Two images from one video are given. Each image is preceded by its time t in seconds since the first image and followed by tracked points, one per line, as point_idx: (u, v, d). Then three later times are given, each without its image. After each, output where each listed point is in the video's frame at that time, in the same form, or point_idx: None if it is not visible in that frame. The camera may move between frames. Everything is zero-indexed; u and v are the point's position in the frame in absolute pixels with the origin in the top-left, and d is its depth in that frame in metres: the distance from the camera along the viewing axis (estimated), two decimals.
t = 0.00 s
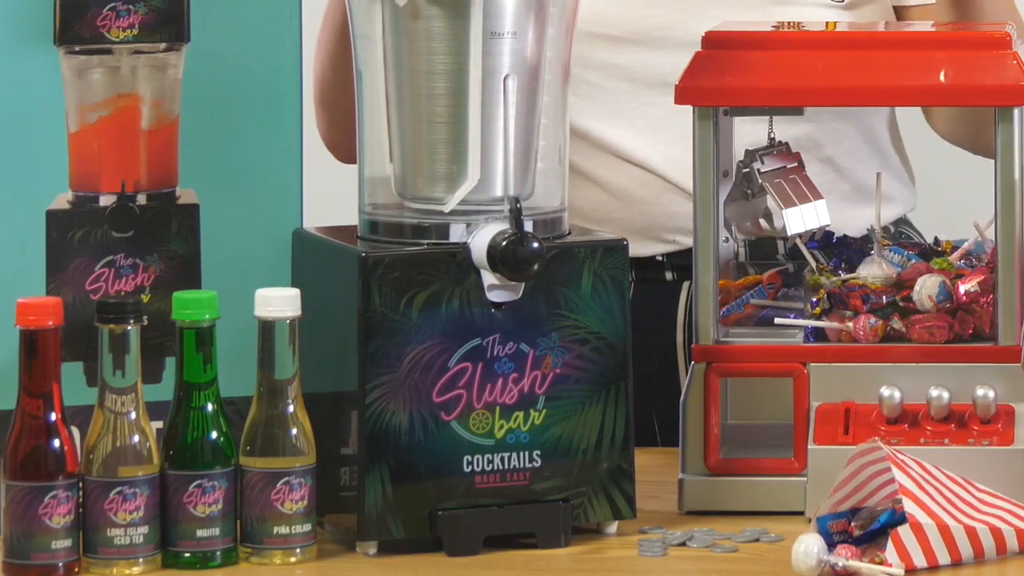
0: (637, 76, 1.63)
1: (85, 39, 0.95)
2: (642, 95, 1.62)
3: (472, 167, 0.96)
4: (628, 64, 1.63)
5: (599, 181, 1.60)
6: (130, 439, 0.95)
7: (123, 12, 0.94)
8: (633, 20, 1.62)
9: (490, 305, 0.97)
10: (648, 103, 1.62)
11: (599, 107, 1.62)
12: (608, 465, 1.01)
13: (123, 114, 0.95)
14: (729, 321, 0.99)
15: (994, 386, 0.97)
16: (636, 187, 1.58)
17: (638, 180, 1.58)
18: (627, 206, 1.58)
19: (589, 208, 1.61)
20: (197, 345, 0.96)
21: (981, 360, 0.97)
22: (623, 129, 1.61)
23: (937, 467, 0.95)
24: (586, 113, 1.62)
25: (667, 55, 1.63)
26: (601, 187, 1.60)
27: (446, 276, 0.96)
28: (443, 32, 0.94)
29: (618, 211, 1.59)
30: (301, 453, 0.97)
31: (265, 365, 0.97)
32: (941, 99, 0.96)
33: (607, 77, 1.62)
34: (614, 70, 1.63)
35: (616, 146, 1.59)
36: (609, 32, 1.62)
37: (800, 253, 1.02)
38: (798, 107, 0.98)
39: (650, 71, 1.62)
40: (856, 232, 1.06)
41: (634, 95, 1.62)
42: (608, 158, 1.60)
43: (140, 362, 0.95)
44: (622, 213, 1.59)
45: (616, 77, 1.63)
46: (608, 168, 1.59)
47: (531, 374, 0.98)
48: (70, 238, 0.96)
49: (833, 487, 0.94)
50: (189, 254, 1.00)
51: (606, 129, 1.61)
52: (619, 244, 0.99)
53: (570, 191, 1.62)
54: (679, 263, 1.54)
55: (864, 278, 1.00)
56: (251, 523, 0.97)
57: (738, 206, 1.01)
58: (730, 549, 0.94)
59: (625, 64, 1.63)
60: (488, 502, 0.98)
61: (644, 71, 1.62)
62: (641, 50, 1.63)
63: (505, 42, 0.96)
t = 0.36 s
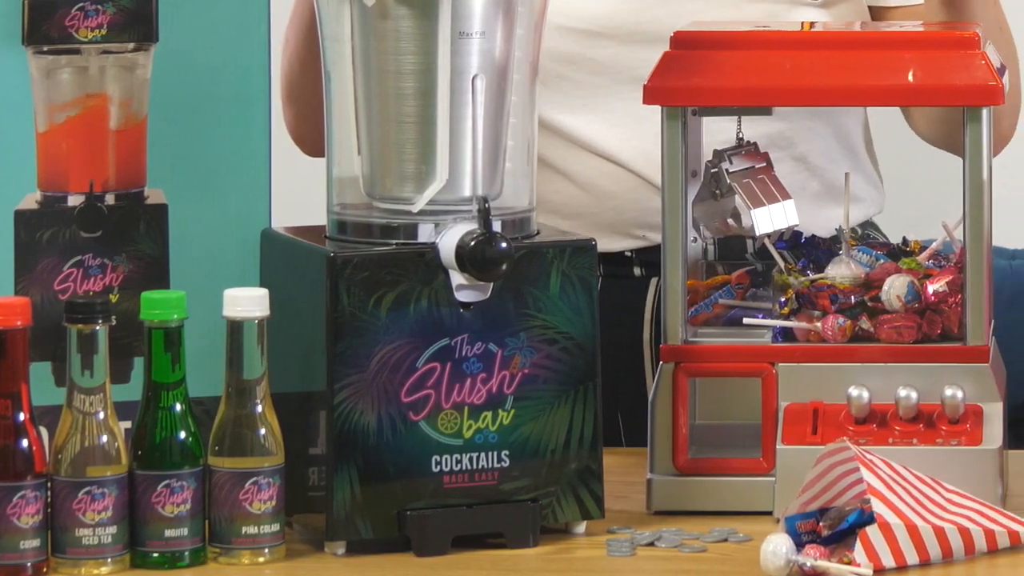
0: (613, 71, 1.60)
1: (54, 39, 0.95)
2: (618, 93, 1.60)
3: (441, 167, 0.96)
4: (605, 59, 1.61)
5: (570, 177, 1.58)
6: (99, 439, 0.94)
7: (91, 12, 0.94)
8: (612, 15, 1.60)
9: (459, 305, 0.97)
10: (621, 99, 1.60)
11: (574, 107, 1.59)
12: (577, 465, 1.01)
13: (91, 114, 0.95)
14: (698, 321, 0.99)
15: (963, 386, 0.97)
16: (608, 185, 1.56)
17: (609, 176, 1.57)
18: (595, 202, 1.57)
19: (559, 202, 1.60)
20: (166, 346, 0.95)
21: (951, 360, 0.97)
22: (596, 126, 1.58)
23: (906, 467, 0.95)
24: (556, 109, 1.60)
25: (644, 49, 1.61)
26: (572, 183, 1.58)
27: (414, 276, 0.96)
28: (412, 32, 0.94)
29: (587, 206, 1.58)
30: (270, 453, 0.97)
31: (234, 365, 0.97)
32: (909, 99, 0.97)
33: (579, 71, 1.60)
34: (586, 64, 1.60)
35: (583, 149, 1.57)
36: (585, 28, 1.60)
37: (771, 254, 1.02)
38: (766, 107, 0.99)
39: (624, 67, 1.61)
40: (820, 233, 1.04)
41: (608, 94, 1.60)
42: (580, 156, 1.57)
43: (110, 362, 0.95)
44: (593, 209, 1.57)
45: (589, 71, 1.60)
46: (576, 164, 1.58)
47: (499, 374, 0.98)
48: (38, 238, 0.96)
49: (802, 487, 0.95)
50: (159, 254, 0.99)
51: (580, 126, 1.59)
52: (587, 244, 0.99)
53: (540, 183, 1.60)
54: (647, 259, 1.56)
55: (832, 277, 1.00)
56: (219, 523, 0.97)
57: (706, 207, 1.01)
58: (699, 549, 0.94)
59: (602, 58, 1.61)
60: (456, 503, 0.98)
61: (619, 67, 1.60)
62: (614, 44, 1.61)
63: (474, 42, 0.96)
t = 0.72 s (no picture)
0: (577, 83, 1.63)
1: (15, 39, 0.93)
2: (582, 100, 1.63)
3: (404, 167, 0.96)
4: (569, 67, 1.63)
5: (529, 184, 1.61)
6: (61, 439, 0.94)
7: (54, 11, 0.93)
8: (576, 26, 1.62)
9: (421, 305, 0.97)
10: (585, 107, 1.62)
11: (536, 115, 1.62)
12: (539, 465, 1.01)
13: (55, 114, 0.94)
14: (660, 321, 0.99)
15: (926, 386, 0.97)
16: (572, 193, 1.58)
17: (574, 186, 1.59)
18: (559, 212, 1.58)
19: (524, 212, 1.61)
20: (128, 346, 0.95)
21: (914, 360, 0.98)
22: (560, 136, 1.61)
23: (868, 467, 0.95)
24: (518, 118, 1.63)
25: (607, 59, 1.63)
26: (536, 193, 1.60)
27: (377, 275, 0.96)
28: (375, 32, 0.94)
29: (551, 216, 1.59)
30: (233, 453, 0.97)
31: (197, 365, 0.97)
32: (873, 99, 0.96)
33: (540, 80, 1.63)
34: (548, 75, 1.63)
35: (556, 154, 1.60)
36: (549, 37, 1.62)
37: (732, 255, 1.02)
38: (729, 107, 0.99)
39: (589, 76, 1.63)
40: (786, 237, 1.02)
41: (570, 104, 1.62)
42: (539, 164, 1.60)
43: (72, 362, 0.95)
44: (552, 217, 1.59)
45: (550, 81, 1.63)
46: (539, 173, 1.60)
47: (461, 374, 0.98)
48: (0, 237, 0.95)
49: (765, 487, 0.95)
50: (122, 255, 0.99)
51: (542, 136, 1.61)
52: (549, 244, 0.99)
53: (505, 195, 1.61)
54: (613, 268, 1.56)
55: (795, 277, 0.99)
56: (182, 523, 0.97)
57: (668, 206, 1.00)
58: (661, 549, 0.94)
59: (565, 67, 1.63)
60: (419, 503, 0.98)
61: (583, 77, 1.63)
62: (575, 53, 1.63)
63: (437, 42, 0.96)
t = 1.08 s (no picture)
0: (535, 82, 1.59)
1: None
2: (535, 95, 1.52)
3: (362, 167, 0.96)
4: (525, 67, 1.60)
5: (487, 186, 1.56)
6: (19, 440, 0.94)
7: (12, 11, 0.93)
8: (533, 27, 1.59)
9: (379, 305, 0.97)
10: (544, 108, 1.58)
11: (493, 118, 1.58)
12: (497, 465, 1.01)
13: (13, 114, 0.93)
14: (619, 322, 0.99)
15: (885, 386, 0.97)
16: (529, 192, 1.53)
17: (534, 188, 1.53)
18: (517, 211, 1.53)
19: (479, 212, 1.56)
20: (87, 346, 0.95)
21: (872, 361, 0.98)
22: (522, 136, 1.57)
23: (826, 467, 0.96)
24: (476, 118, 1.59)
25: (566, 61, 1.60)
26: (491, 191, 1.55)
27: (335, 275, 0.96)
28: (332, 31, 0.94)
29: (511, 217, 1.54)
30: (191, 453, 0.97)
31: (155, 365, 0.96)
32: (831, 99, 0.96)
33: (500, 80, 1.59)
34: (508, 76, 1.59)
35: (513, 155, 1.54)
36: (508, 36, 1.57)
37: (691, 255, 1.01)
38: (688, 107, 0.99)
39: (547, 77, 1.59)
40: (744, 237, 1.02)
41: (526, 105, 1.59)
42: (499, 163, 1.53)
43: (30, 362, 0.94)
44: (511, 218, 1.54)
45: (509, 82, 1.59)
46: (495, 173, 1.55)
47: (420, 374, 0.98)
48: None
49: (723, 488, 0.95)
50: (79, 254, 0.99)
51: (500, 136, 1.56)
52: (508, 243, 0.99)
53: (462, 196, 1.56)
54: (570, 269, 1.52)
55: (754, 278, 0.99)
56: (140, 523, 0.97)
57: (627, 207, 1.00)
58: (619, 549, 0.94)
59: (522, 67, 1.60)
60: (377, 502, 0.98)
61: (541, 78, 1.59)
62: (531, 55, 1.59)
63: (395, 42, 0.96)
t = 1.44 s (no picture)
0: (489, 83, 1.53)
1: None
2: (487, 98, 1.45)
3: (317, 167, 0.96)
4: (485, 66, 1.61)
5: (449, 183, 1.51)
6: None
7: None
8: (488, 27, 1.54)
9: (333, 305, 0.97)
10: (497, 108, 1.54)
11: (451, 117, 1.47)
12: (451, 466, 1.01)
13: None
14: (573, 321, 0.99)
15: (839, 386, 0.97)
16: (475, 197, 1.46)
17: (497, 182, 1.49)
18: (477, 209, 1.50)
19: (439, 209, 1.52)
20: (41, 346, 0.94)
21: (826, 360, 0.98)
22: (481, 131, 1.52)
23: (781, 468, 0.95)
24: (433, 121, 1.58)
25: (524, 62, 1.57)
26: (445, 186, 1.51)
27: (289, 275, 0.96)
28: (286, 31, 0.94)
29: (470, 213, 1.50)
30: (145, 453, 0.96)
31: (109, 365, 0.96)
32: (785, 99, 0.96)
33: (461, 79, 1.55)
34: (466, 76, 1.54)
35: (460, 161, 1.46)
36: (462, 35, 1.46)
37: (644, 254, 1.02)
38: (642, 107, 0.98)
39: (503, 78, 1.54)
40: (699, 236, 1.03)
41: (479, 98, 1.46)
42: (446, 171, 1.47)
43: None
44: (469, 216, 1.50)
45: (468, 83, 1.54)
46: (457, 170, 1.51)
47: (374, 374, 0.98)
48: None
49: (677, 488, 0.95)
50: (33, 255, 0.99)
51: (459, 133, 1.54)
52: (462, 243, 0.99)
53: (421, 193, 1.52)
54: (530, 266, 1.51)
55: (707, 277, 1.00)
56: (95, 523, 0.97)
57: (582, 207, 1.01)
58: (573, 549, 0.94)
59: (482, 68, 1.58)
60: (331, 502, 0.98)
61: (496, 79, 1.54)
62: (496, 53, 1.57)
63: (349, 42, 0.96)
